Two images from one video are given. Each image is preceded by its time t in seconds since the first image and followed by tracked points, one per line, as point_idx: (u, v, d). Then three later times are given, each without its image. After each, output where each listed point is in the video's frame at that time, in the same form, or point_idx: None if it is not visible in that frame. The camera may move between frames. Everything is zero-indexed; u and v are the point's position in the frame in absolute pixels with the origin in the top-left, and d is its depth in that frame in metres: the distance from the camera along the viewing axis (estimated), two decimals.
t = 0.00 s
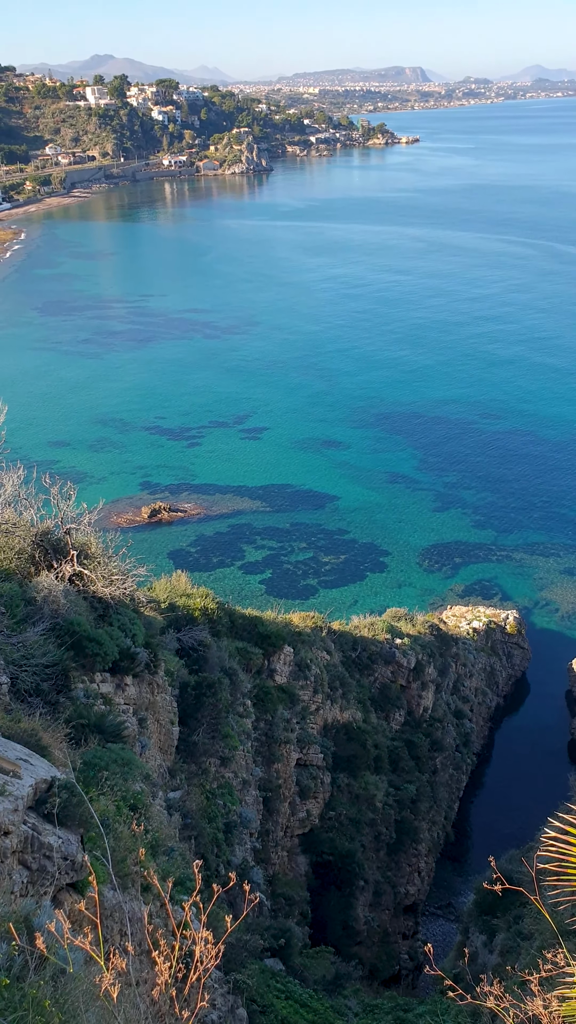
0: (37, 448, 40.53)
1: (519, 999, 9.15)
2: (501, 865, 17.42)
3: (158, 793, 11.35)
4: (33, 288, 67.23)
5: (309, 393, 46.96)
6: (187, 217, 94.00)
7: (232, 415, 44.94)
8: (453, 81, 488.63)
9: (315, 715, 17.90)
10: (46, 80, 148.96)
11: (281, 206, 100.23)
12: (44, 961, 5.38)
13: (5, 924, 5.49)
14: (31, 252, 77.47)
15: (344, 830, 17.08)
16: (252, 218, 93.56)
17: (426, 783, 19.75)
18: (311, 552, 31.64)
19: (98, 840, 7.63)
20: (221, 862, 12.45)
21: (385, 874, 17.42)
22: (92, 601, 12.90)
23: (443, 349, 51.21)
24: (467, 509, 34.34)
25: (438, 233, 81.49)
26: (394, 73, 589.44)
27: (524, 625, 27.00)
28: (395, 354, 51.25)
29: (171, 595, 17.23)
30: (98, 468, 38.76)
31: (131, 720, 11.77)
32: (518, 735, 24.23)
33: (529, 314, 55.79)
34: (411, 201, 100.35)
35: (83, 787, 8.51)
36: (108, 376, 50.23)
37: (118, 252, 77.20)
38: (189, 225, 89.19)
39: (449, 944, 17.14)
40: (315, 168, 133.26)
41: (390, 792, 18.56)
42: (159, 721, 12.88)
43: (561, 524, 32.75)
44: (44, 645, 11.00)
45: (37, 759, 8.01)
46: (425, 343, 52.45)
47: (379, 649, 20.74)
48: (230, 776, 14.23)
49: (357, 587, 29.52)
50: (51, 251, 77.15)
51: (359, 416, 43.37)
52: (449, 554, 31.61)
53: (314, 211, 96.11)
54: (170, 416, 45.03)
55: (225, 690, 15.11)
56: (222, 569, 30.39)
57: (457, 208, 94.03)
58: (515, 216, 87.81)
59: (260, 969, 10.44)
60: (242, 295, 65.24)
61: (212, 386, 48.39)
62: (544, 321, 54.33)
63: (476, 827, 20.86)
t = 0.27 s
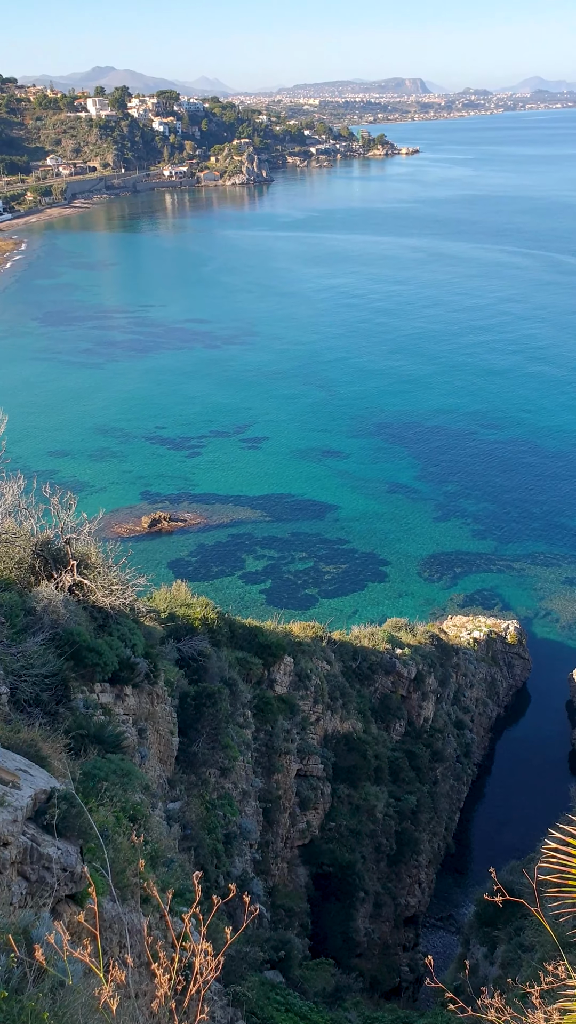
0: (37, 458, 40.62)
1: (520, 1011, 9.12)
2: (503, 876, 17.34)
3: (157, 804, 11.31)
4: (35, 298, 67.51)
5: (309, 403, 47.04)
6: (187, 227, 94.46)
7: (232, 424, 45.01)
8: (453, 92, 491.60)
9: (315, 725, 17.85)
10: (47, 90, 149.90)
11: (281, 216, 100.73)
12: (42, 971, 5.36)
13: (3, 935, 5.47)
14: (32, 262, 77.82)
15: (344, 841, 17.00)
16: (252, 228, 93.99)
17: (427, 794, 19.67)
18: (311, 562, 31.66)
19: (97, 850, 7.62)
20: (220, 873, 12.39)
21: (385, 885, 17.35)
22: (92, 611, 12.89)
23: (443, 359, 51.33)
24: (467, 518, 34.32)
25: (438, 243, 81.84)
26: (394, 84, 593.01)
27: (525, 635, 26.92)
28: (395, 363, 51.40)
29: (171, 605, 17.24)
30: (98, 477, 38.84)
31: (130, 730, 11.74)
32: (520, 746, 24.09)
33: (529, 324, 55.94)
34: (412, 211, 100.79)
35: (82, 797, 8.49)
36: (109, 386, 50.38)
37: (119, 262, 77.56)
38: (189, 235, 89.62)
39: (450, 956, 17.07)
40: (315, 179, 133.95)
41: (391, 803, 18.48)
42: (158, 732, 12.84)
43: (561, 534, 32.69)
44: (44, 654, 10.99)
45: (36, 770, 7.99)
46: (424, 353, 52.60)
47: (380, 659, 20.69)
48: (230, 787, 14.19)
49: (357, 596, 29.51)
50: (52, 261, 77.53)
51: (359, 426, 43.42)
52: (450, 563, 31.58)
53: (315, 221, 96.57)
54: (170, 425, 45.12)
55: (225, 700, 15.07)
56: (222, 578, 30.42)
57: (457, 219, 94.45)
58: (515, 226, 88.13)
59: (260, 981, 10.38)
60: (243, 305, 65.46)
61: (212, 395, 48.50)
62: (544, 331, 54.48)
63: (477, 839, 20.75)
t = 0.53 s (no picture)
0: (36, 466, 40.66)
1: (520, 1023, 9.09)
2: (502, 886, 17.28)
3: (156, 814, 11.28)
4: (34, 307, 67.67)
5: (309, 412, 47.10)
6: (187, 236, 94.78)
7: (231, 433, 45.07)
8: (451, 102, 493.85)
9: (314, 735, 17.80)
10: (48, 100, 150.60)
11: (281, 226, 101.09)
12: (41, 983, 5.33)
13: (2, 947, 5.44)
14: (31, 271, 78.07)
15: (344, 851, 16.93)
16: (251, 237, 94.31)
17: (427, 803, 19.61)
18: (310, 570, 31.64)
19: (95, 860, 7.58)
20: (219, 883, 12.36)
21: (385, 895, 17.27)
22: (90, 620, 12.87)
23: (441, 368, 51.41)
24: (467, 526, 34.31)
25: (437, 252, 82.12)
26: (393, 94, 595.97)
27: (525, 644, 26.89)
28: (394, 372, 51.53)
29: (170, 614, 17.24)
30: (98, 486, 38.86)
31: (129, 740, 11.71)
32: (519, 756, 24.03)
33: (527, 333, 56.05)
34: (411, 220, 101.14)
35: (81, 807, 8.45)
36: (109, 395, 50.47)
37: (118, 271, 77.82)
38: (188, 244, 89.91)
39: (450, 967, 17.01)
40: (315, 188, 134.44)
41: (390, 812, 18.40)
42: (157, 741, 12.81)
43: (560, 542, 32.68)
44: (43, 663, 10.97)
45: (35, 779, 7.96)
46: (423, 361, 52.69)
47: (379, 668, 20.65)
48: (229, 796, 14.14)
49: (357, 605, 29.49)
50: (52, 270, 77.77)
51: (358, 434, 43.47)
52: (449, 571, 31.55)
53: (314, 231, 96.90)
54: (170, 434, 45.18)
55: (224, 709, 15.05)
56: (221, 587, 30.40)
57: (455, 227, 94.85)
58: (513, 235, 88.39)
59: (259, 993, 10.33)
60: (242, 314, 65.61)
61: (212, 404, 48.57)
62: (542, 340, 54.59)
63: (477, 849, 20.66)
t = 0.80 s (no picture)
0: (34, 473, 40.67)
1: None
2: (500, 894, 17.25)
3: (154, 822, 11.25)
4: (32, 314, 67.79)
5: (306, 418, 47.17)
6: (185, 244, 95.04)
7: (229, 440, 45.11)
8: (447, 110, 496.63)
9: (312, 742, 17.77)
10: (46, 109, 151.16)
11: (278, 233, 101.41)
12: (37, 993, 5.32)
13: None
14: (29, 278, 78.23)
15: (342, 858, 16.88)
16: (249, 245, 94.58)
17: (425, 810, 19.57)
18: (308, 577, 31.64)
19: (92, 868, 7.58)
20: (217, 891, 12.33)
21: (383, 903, 17.24)
22: (88, 626, 12.86)
23: (439, 374, 51.51)
24: (464, 533, 34.33)
25: (434, 259, 82.40)
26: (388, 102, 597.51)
27: (522, 650, 26.89)
28: (391, 379, 51.66)
29: (167, 620, 17.24)
30: (96, 493, 38.84)
31: (127, 747, 11.69)
32: (517, 762, 23.99)
33: (525, 340, 56.19)
34: (408, 228, 101.51)
35: (79, 815, 8.44)
36: (107, 402, 50.52)
37: (116, 279, 78.00)
38: (186, 252, 90.14)
39: (449, 975, 16.98)
40: (312, 196, 134.92)
41: (388, 820, 18.37)
42: (155, 748, 12.79)
43: (558, 548, 32.70)
44: (40, 670, 10.95)
45: (32, 787, 7.95)
46: (421, 368, 52.81)
47: (377, 675, 20.62)
48: (227, 804, 14.11)
49: (355, 612, 29.48)
50: (50, 278, 77.94)
51: (356, 441, 43.52)
52: (447, 578, 31.57)
53: (312, 238, 97.20)
54: (168, 441, 45.21)
55: (222, 717, 15.03)
56: (219, 594, 30.41)
57: (452, 235, 95.19)
58: (510, 243, 88.69)
59: (257, 1002, 10.30)
60: (240, 321, 65.76)
61: (210, 411, 48.63)
62: (539, 346, 54.72)
63: (475, 856, 20.61)
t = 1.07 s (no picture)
0: (30, 479, 40.64)
1: None
2: (496, 900, 17.25)
3: (150, 828, 11.23)
4: (28, 320, 67.82)
5: (302, 424, 47.21)
6: (181, 249, 95.21)
7: (225, 445, 45.13)
8: (442, 118, 497.83)
9: (308, 747, 17.75)
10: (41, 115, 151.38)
11: (274, 239, 101.65)
12: (33, 1001, 5.30)
13: None
14: (25, 284, 78.29)
15: (338, 864, 16.86)
16: (245, 250, 94.78)
17: (421, 816, 19.55)
18: (304, 582, 31.65)
19: (88, 874, 7.56)
20: (213, 898, 12.32)
21: (379, 908, 17.22)
22: (84, 632, 12.84)
23: (434, 380, 51.61)
24: (460, 538, 34.37)
25: (429, 265, 82.66)
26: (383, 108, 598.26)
27: (518, 655, 26.91)
28: (386, 384, 51.76)
29: (163, 626, 17.24)
30: (92, 499, 38.81)
31: (122, 753, 11.67)
32: (513, 768, 23.98)
33: (520, 345, 56.36)
34: (404, 233, 101.81)
35: (74, 821, 8.42)
36: (102, 407, 50.52)
37: (112, 285, 78.11)
38: (182, 258, 90.30)
39: (445, 982, 16.98)
40: (308, 202, 135.30)
41: (384, 825, 18.36)
42: (150, 754, 12.77)
43: (553, 553, 32.74)
44: (36, 676, 10.94)
45: (28, 793, 7.93)
46: (416, 374, 52.92)
47: (373, 681, 20.62)
48: (223, 810, 14.09)
49: (350, 617, 29.48)
50: (46, 283, 78.01)
51: (352, 447, 43.58)
52: (442, 582, 31.60)
53: (307, 244, 97.46)
54: (163, 446, 45.22)
55: (218, 723, 15.02)
56: (215, 599, 30.40)
57: (446, 241, 95.48)
58: (505, 248, 89.00)
59: (253, 1009, 10.29)
60: (235, 326, 65.87)
61: (206, 417, 48.66)
62: (534, 352, 54.88)
63: (471, 862, 20.58)
